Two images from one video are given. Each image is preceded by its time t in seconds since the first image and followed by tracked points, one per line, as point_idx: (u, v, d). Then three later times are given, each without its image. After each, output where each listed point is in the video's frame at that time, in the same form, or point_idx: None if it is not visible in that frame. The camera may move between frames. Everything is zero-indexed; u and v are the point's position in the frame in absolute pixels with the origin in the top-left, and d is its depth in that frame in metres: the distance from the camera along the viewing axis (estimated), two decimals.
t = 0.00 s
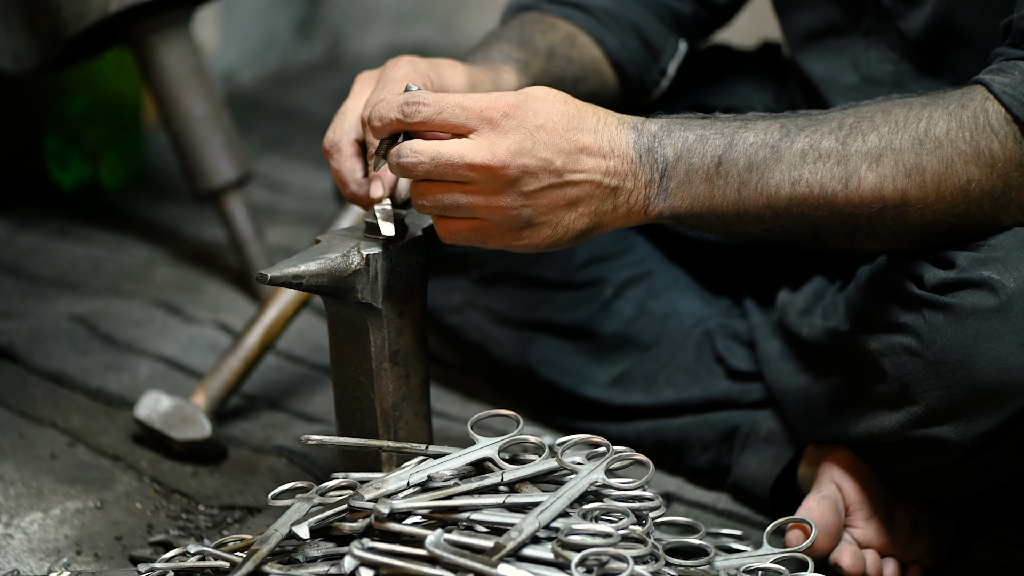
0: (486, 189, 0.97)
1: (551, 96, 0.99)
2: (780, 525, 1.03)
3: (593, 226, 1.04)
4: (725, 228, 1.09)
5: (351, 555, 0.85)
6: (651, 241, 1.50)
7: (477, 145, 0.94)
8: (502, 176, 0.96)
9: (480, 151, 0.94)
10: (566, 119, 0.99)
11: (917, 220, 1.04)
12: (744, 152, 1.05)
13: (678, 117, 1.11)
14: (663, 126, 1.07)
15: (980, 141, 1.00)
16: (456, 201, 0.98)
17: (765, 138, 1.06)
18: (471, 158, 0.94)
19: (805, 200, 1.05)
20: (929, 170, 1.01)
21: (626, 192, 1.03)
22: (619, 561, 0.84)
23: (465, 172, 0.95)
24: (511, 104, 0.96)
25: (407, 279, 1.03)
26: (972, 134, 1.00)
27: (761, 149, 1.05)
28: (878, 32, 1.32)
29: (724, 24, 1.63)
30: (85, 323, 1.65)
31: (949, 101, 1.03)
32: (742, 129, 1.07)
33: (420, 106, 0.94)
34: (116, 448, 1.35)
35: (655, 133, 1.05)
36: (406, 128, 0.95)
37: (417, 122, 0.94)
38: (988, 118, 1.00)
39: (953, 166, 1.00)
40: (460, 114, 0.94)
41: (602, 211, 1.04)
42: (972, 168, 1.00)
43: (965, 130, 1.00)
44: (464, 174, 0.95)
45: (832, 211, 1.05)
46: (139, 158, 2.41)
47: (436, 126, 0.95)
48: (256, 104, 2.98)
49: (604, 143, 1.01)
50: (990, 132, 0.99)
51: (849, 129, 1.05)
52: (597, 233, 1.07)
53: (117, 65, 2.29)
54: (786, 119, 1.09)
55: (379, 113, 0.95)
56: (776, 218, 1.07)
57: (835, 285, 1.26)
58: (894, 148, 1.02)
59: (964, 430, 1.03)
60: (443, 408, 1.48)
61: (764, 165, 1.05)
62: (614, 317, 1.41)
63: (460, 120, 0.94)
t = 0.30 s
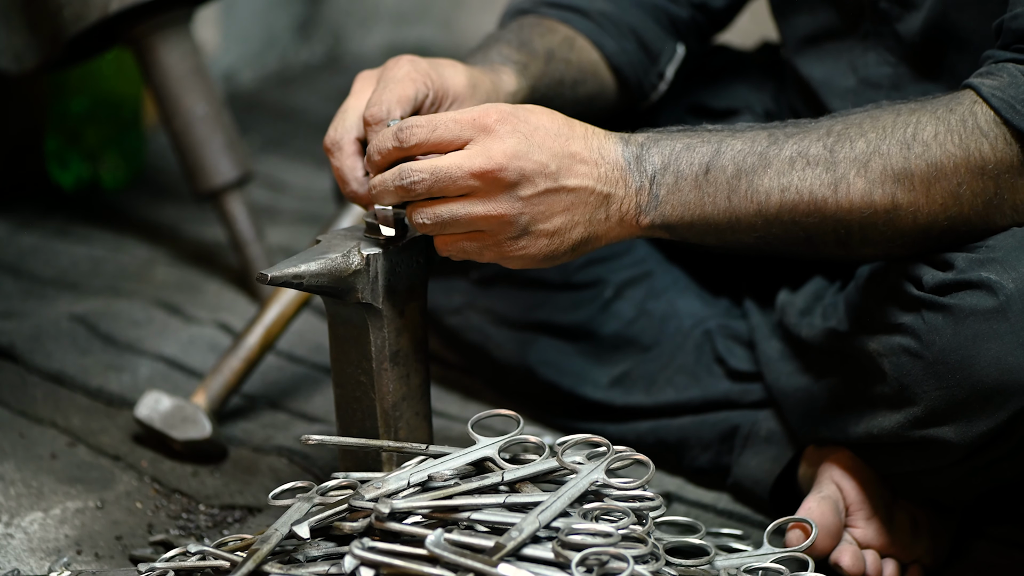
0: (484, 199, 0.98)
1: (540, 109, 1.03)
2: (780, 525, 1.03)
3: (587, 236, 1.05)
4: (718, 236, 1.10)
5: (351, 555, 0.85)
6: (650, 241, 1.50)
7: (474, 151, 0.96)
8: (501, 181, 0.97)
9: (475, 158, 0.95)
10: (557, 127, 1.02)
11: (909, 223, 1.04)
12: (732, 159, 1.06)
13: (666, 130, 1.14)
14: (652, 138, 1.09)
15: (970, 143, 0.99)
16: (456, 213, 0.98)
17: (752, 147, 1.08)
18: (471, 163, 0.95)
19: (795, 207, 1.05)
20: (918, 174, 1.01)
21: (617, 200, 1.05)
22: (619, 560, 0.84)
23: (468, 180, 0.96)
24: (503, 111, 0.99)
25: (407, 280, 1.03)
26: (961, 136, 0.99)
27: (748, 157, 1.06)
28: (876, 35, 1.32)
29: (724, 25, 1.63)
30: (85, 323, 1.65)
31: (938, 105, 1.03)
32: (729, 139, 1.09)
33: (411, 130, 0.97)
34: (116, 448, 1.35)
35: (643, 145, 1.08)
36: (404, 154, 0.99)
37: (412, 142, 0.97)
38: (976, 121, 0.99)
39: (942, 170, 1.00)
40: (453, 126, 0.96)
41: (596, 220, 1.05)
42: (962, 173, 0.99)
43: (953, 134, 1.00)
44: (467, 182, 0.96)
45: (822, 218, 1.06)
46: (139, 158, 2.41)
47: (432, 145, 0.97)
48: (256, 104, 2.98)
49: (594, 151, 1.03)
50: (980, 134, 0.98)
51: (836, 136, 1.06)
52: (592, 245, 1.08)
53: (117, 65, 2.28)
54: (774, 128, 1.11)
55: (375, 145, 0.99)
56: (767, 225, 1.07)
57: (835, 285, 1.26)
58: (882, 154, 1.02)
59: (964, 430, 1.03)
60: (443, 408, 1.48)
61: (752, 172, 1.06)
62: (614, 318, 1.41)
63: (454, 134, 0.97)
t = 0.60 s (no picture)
0: (476, 211, 0.99)
1: (531, 118, 1.02)
2: (780, 525, 1.03)
3: (581, 245, 1.06)
4: (712, 241, 1.10)
5: (351, 555, 0.85)
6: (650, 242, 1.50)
7: (467, 163, 0.97)
8: (493, 192, 0.97)
9: (469, 170, 0.96)
10: (548, 136, 1.02)
11: (902, 225, 1.04)
12: (722, 164, 1.07)
13: (657, 136, 1.14)
14: (642, 145, 1.09)
15: (960, 143, 0.99)
16: (448, 224, 0.98)
17: (742, 151, 1.08)
18: (465, 177, 0.96)
19: (786, 211, 1.06)
20: (909, 176, 1.01)
21: (608, 208, 1.05)
22: (619, 560, 0.84)
23: (460, 191, 0.97)
24: (494, 123, 0.98)
25: (407, 280, 1.03)
26: (950, 136, 1.00)
27: (739, 161, 1.07)
28: (871, 35, 1.32)
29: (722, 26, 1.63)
30: (85, 323, 1.65)
31: (928, 106, 1.03)
32: (719, 144, 1.10)
33: (404, 139, 0.96)
34: (116, 449, 1.35)
35: (633, 151, 1.08)
36: (397, 164, 0.98)
37: (405, 153, 0.96)
38: (966, 121, 0.99)
39: (932, 171, 1.00)
40: (446, 137, 0.96)
41: (587, 229, 1.05)
42: (953, 173, 1.00)
43: (943, 134, 1.00)
44: (460, 193, 0.97)
45: (815, 221, 1.06)
46: (139, 158, 2.41)
47: (425, 155, 0.97)
48: (256, 104, 2.99)
49: (585, 159, 1.03)
50: (970, 134, 0.99)
51: (826, 139, 1.06)
52: (584, 253, 1.08)
53: (118, 64, 2.28)
54: (764, 133, 1.12)
55: (367, 155, 0.98)
56: (760, 229, 1.08)
57: (835, 285, 1.26)
58: (872, 156, 1.03)
59: (963, 431, 1.03)
60: (443, 409, 1.48)
61: (743, 177, 1.06)
62: (614, 319, 1.41)
63: (447, 145, 0.96)
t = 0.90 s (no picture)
0: (473, 203, 0.99)
1: (526, 118, 1.05)
2: (780, 525, 1.03)
3: (577, 243, 1.05)
4: (708, 242, 1.11)
5: (352, 555, 0.85)
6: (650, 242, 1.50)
7: (462, 155, 0.98)
8: (490, 183, 0.98)
9: (464, 160, 0.97)
10: (544, 135, 1.03)
11: (897, 223, 1.04)
12: (715, 164, 1.08)
13: (651, 139, 1.15)
14: (634, 147, 1.11)
15: (952, 141, 1.00)
16: (445, 216, 0.97)
17: (736, 152, 1.09)
18: (461, 167, 0.97)
19: (781, 209, 1.06)
20: (902, 174, 1.01)
21: (603, 207, 1.06)
22: (619, 561, 0.84)
23: (456, 182, 0.97)
24: (489, 119, 1.01)
25: (407, 281, 1.03)
26: (942, 135, 1.00)
27: (732, 161, 1.08)
28: (868, 35, 1.32)
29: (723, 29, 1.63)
30: (85, 324, 1.65)
31: (921, 105, 1.04)
32: (712, 146, 1.11)
33: (400, 136, 0.98)
34: (116, 449, 1.35)
35: (627, 155, 1.09)
36: (394, 162, 1.00)
37: (401, 149, 0.98)
38: (957, 120, 1.00)
39: (925, 168, 1.00)
40: (441, 132, 0.98)
41: (583, 226, 1.05)
42: (946, 171, 1.00)
43: (935, 133, 1.01)
44: (456, 184, 0.98)
45: (810, 220, 1.06)
46: (139, 158, 2.41)
47: (420, 152, 0.99)
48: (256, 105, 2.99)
49: (579, 158, 1.05)
50: (962, 133, 0.99)
51: (819, 138, 1.07)
52: (581, 254, 1.08)
53: (119, 65, 2.27)
54: (758, 134, 1.12)
55: (364, 154, 1.00)
56: (756, 228, 1.08)
57: (835, 286, 1.26)
58: (865, 154, 1.03)
59: (964, 431, 1.03)
60: (443, 409, 1.48)
61: (736, 176, 1.07)
62: (614, 319, 1.41)
63: (443, 139, 0.98)
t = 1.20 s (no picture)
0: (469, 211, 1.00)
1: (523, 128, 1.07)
2: (780, 525, 1.03)
3: (570, 254, 1.07)
4: (703, 249, 1.12)
5: (352, 556, 0.85)
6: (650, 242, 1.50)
7: (459, 160, 0.99)
8: (485, 191, 0.99)
9: (462, 164, 0.98)
10: (540, 145, 1.06)
11: (890, 223, 1.05)
12: (706, 172, 1.11)
13: (643, 151, 1.18)
14: (626, 160, 1.14)
15: (940, 141, 1.01)
16: (441, 225, 0.98)
17: (726, 159, 1.12)
18: (458, 171, 0.98)
19: (772, 212, 1.08)
20: (892, 174, 1.03)
21: (596, 217, 1.08)
22: (619, 561, 0.84)
23: (453, 186, 0.98)
24: (486, 128, 1.02)
25: (407, 281, 1.03)
26: (931, 135, 1.02)
27: (722, 167, 1.11)
28: (870, 35, 1.33)
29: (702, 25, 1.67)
30: (85, 323, 1.65)
31: (910, 106, 1.06)
32: (703, 154, 1.14)
33: (396, 141, 0.99)
34: (116, 449, 1.35)
35: (619, 167, 1.12)
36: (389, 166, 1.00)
37: (397, 155, 0.99)
38: (945, 119, 1.01)
39: (915, 169, 1.02)
40: (438, 137, 0.99)
41: (577, 238, 1.07)
42: (936, 170, 1.01)
43: (923, 133, 1.02)
44: (452, 189, 0.98)
45: (803, 223, 1.08)
46: (139, 157, 2.41)
47: (417, 157, 0.99)
48: (256, 105, 2.98)
49: (574, 170, 1.07)
50: (949, 132, 1.01)
51: (809, 142, 1.10)
52: (573, 265, 1.10)
53: (118, 65, 2.28)
54: (749, 142, 1.15)
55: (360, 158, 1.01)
56: (750, 233, 1.10)
57: (835, 284, 1.25)
58: (855, 157, 1.05)
59: (963, 429, 1.03)
60: (443, 409, 1.48)
61: (726, 181, 1.10)
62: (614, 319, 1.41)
63: (440, 145, 0.99)
